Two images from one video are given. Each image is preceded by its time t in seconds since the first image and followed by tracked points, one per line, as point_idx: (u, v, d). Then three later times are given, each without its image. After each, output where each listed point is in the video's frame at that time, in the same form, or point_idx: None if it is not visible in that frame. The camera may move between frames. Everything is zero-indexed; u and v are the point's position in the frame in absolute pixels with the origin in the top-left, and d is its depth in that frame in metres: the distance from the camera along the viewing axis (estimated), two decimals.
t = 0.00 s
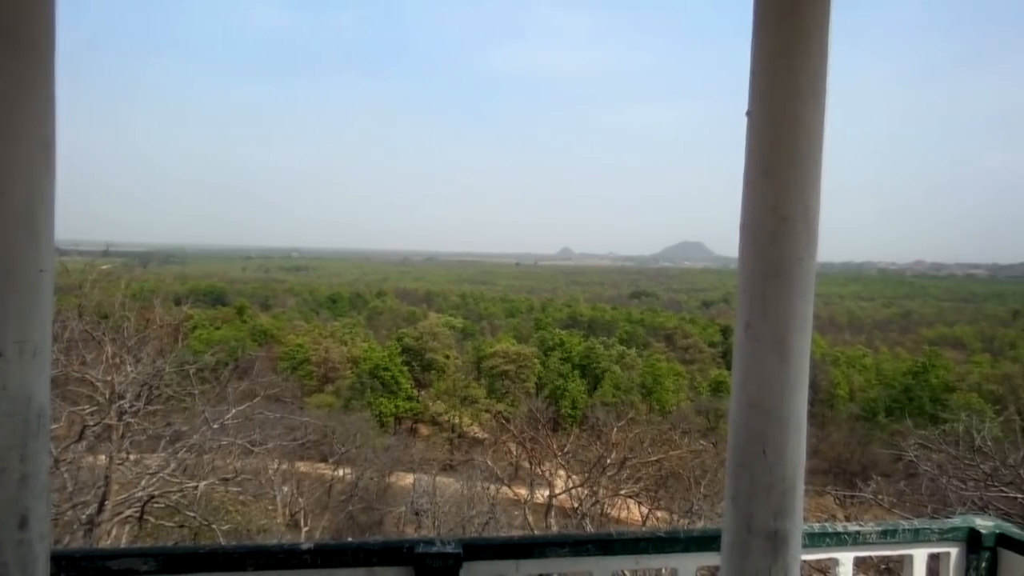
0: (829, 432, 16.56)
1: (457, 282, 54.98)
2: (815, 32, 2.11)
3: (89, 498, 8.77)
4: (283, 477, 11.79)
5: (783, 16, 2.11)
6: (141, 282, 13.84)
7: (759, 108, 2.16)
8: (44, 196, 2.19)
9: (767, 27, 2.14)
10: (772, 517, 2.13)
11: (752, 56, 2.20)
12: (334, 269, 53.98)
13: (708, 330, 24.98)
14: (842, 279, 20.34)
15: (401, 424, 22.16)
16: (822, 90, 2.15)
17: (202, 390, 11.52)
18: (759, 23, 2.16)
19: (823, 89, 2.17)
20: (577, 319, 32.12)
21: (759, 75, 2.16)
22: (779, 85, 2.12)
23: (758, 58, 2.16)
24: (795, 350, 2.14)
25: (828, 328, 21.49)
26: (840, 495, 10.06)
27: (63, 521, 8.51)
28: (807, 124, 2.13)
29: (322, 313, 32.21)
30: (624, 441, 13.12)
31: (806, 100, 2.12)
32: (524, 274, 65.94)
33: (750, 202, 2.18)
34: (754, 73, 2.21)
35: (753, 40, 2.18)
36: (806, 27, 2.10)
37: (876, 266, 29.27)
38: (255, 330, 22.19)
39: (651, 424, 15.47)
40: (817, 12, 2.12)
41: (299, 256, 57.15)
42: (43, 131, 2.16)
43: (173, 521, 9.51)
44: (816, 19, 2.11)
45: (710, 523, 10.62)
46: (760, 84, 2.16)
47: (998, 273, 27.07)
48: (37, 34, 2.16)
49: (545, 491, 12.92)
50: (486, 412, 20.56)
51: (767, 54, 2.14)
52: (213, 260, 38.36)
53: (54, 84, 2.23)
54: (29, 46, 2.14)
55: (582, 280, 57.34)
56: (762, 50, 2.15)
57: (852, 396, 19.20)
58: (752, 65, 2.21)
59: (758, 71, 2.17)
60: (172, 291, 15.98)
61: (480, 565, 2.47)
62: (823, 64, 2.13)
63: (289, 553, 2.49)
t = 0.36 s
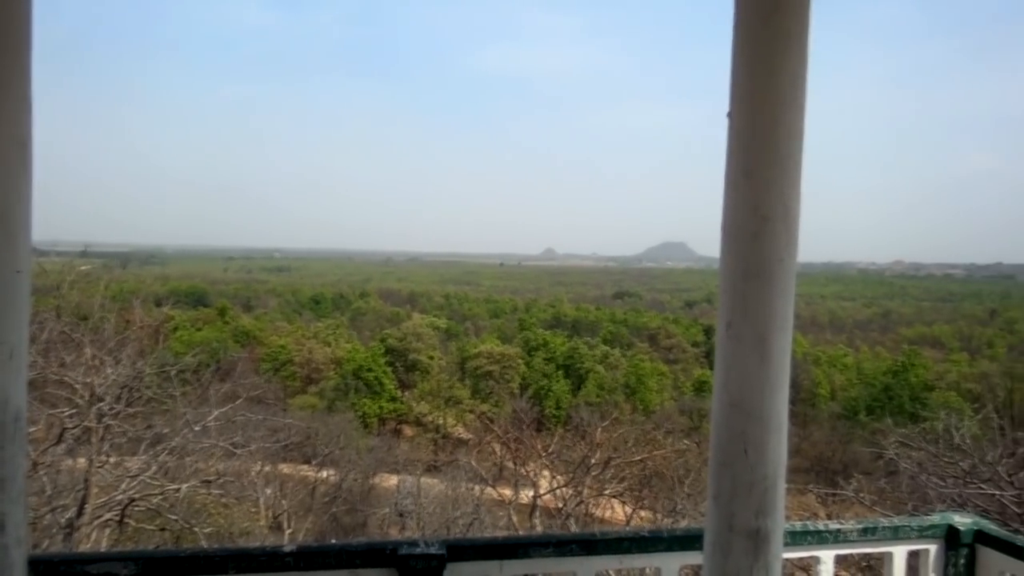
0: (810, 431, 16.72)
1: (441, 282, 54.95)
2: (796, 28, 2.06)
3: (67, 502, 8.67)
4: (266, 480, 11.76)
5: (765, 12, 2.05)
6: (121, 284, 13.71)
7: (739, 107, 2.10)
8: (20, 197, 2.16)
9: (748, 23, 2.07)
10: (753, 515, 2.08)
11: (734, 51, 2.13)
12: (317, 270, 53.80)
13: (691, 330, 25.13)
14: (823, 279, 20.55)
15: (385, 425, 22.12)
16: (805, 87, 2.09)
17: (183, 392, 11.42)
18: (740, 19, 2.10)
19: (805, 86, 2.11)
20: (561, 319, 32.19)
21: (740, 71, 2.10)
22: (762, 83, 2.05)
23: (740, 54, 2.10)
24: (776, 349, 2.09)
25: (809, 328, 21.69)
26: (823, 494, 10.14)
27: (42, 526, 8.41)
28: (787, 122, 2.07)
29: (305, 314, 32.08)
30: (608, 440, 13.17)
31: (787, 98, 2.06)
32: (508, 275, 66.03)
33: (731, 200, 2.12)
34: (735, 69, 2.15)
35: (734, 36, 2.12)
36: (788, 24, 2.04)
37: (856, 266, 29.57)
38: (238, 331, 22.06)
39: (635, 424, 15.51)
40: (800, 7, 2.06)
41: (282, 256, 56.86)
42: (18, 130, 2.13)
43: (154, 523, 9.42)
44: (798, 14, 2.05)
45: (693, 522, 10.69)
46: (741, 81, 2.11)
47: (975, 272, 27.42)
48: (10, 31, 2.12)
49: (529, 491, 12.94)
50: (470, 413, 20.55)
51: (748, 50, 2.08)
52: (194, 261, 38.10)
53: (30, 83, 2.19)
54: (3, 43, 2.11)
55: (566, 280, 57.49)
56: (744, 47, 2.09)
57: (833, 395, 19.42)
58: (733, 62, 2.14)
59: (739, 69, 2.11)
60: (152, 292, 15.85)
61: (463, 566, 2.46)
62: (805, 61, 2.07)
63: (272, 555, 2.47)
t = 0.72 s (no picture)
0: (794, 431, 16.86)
1: (427, 282, 54.90)
2: (781, 29, 2.06)
3: (49, 504, 8.55)
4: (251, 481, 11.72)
5: (749, 13, 2.05)
6: (104, 284, 13.61)
7: (724, 109, 2.10)
8: None
9: (733, 25, 2.07)
10: (738, 515, 2.08)
11: (719, 53, 2.13)
12: (302, 270, 53.60)
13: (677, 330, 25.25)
14: (807, 280, 20.73)
15: (371, 425, 22.05)
16: (789, 89, 2.09)
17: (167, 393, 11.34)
18: (724, 21, 2.10)
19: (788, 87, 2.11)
20: (548, 319, 32.22)
21: (724, 73, 2.10)
22: (746, 86, 2.05)
23: (725, 56, 2.10)
24: (761, 349, 2.08)
25: (794, 328, 21.86)
26: (807, 492, 10.23)
27: (23, 528, 8.30)
28: (771, 123, 2.07)
29: (290, 314, 31.95)
30: (594, 441, 13.20)
31: (772, 99, 2.06)
32: (495, 275, 66.08)
33: (715, 201, 2.12)
34: (720, 72, 2.15)
35: (719, 37, 2.12)
36: (773, 26, 2.04)
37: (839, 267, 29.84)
38: (222, 332, 21.96)
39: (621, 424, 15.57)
40: (785, 8, 2.06)
41: (268, 256, 56.60)
42: None
43: (137, 525, 9.33)
44: (782, 16, 2.06)
45: (678, 522, 10.73)
46: (725, 83, 2.11)
47: (957, 273, 27.74)
48: None
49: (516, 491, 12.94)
50: (457, 414, 20.55)
51: (733, 51, 2.08)
52: (178, 261, 37.86)
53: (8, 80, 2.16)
54: None
55: (553, 281, 57.59)
56: (729, 48, 2.09)
57: (817, 395, 19.60)
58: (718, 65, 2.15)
59: (724, 71, 2.11)
60: (135, 292, 15.75)
61: (449, 566, 2.45)
62: (789, 63, 2.07)
63: (256, 557, 2.44)
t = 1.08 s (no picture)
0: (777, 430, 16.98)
1: (412, 282, 54.83)
2: (764, 24, 1.91)
3: (28, 508, 8.50)
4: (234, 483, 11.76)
5: (730, 6, 1.90)
6: (84, 285, 13.51)
7: (705, 106, 1.96)
8: None
9: (714, 20, 1.93)
10: (720, 514, 1.97)
11: (700, 47, 1.99)
12: (286, 270, 53.42)
13: (661, 330, 25.38)
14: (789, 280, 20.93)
15: (355, 426, 21.95)
16: (772, 85, 1.96)
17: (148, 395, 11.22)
18: (704, 14, 1.96)
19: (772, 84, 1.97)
20: (532, 320, 32.20)
21: (705, 70, 1.96)
22: (729, 83, 1.91)
23: (705, 52, 1.96)
24: (742, 348, 1.97)
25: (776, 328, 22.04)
26: (790, 491, 10.28)
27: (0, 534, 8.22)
28: (753, 122, 1.93)
29: (274, 315, 31.81)
30: (578, 441, 13.23)
31: (754, 97, 1.92)
32: (480, 275, 66.10)
33: (696, 201, 1.99)
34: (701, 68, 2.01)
35: (700, 33, 1.97)
36: (756, 21, 1.90)
37: (821, 267, 30.11)
38: (205, 333, 21.82)
39: (605, 423, 15.63)
40: (768, 4, 1.92)
41: (250, 257, 56.26)
42: None
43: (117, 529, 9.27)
44: (766, 8, 1.91)
45: (662, 521, 10.78)
46: (707, 79, 1.96)
47: (937, 273, 28.06)
48: None
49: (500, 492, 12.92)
50: (441, 414, 20.54)
51: (714, 47, 1.94)
52: (160, 262, 37.58)
53: None
54: None
55: (538, 281, 57.66)
56: (710, 44, 1.94)
57: (800, 394, 19.78)
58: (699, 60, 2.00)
59: (705, 69, 1.96)
60: (116, 292, 15.63)
61: (434, 569, 2.39)
62: (772, 60, 1.93)
63: (237, 558, 2.35)
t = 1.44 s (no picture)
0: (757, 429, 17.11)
1: (393, 283, 54.66)
2: (743, 26, 1.91)
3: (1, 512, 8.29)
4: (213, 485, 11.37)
5: (709, 9, 1.89)
6: (60, 286, 13.36)
7: (684, 108, 1.95)
8: None
9: (693, 21, 1.92)
10: (700, 512, 1.96)
11: (679, 49, 1.98)
12: (265, 271, 53.02)
13: (642, 330, 25.49)
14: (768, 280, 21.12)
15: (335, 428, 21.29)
16: (750, 85, 1.95)
17: (125, 398, 11.14)
18: (684, 15, 1.95)
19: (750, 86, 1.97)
20: (514, 321, 32.06)
21: (684, 73, 1.95)
22: (707, 85, 1.91)
23: (684, 54, 1.96)
24: (721, 347, 1.96)
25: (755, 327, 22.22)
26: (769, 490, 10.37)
27: None
28: (732, 123, 1.93)
29: (253, 316, 31.57)
30: (559, 442, 13.34)
31: (732, 98, 1.91)
32: (462, 275, 66.03)
33: (674, 203, 1.99)
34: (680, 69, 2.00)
35: (678, 36, 1.97)
36: (735, 23, 1.89)
37: (800, 267, 30.40)
38: (182, 335, 21.59)
39: (587, 423, 15.69)
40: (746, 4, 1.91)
41: (230, 257, 55.72)
42: None
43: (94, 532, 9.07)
44: (744, 11, 1.90)
45: (643, 520, 10.86)
46: (686, 83, 1.96)
47: (913, 273, 28.45)
48: None
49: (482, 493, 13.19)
50: (423, 415, 20.48)
51: (693, 48, 1.93)
52: (138, 262, 37.15)
53: None
54: None
55: (519, 282, 57.70)
56: (688, 47, 1.94)
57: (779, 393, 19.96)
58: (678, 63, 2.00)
59: (683, 71, 1.96)
60: (92, 293, 15.45)
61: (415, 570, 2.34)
62: (750, 62, 1.93)
63: (215, 562, 2.26)
